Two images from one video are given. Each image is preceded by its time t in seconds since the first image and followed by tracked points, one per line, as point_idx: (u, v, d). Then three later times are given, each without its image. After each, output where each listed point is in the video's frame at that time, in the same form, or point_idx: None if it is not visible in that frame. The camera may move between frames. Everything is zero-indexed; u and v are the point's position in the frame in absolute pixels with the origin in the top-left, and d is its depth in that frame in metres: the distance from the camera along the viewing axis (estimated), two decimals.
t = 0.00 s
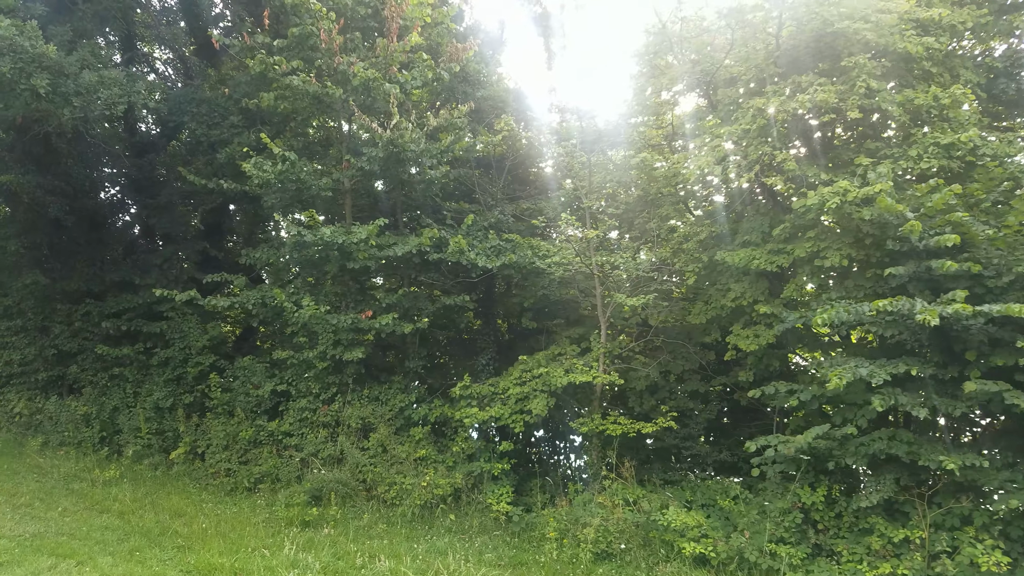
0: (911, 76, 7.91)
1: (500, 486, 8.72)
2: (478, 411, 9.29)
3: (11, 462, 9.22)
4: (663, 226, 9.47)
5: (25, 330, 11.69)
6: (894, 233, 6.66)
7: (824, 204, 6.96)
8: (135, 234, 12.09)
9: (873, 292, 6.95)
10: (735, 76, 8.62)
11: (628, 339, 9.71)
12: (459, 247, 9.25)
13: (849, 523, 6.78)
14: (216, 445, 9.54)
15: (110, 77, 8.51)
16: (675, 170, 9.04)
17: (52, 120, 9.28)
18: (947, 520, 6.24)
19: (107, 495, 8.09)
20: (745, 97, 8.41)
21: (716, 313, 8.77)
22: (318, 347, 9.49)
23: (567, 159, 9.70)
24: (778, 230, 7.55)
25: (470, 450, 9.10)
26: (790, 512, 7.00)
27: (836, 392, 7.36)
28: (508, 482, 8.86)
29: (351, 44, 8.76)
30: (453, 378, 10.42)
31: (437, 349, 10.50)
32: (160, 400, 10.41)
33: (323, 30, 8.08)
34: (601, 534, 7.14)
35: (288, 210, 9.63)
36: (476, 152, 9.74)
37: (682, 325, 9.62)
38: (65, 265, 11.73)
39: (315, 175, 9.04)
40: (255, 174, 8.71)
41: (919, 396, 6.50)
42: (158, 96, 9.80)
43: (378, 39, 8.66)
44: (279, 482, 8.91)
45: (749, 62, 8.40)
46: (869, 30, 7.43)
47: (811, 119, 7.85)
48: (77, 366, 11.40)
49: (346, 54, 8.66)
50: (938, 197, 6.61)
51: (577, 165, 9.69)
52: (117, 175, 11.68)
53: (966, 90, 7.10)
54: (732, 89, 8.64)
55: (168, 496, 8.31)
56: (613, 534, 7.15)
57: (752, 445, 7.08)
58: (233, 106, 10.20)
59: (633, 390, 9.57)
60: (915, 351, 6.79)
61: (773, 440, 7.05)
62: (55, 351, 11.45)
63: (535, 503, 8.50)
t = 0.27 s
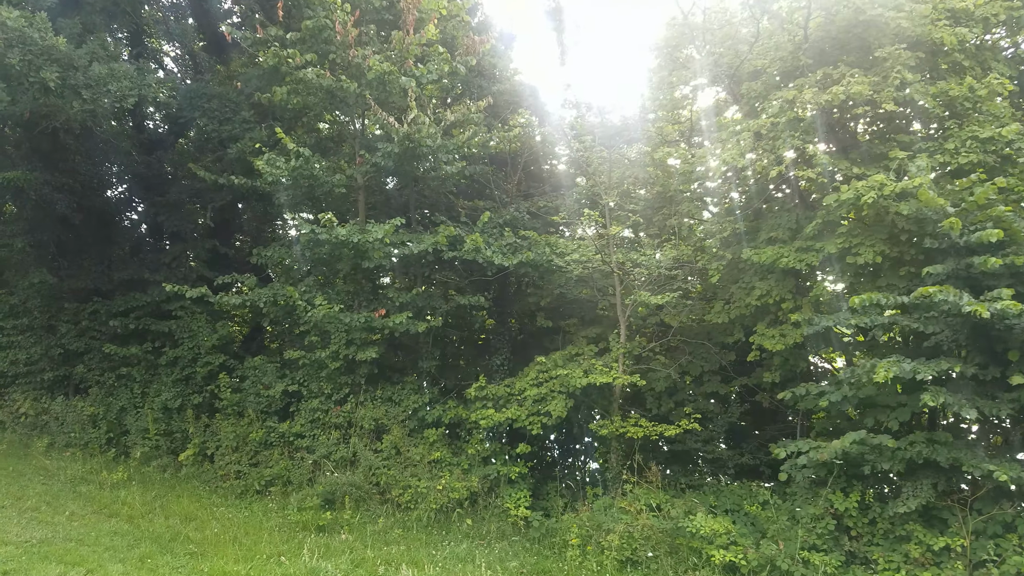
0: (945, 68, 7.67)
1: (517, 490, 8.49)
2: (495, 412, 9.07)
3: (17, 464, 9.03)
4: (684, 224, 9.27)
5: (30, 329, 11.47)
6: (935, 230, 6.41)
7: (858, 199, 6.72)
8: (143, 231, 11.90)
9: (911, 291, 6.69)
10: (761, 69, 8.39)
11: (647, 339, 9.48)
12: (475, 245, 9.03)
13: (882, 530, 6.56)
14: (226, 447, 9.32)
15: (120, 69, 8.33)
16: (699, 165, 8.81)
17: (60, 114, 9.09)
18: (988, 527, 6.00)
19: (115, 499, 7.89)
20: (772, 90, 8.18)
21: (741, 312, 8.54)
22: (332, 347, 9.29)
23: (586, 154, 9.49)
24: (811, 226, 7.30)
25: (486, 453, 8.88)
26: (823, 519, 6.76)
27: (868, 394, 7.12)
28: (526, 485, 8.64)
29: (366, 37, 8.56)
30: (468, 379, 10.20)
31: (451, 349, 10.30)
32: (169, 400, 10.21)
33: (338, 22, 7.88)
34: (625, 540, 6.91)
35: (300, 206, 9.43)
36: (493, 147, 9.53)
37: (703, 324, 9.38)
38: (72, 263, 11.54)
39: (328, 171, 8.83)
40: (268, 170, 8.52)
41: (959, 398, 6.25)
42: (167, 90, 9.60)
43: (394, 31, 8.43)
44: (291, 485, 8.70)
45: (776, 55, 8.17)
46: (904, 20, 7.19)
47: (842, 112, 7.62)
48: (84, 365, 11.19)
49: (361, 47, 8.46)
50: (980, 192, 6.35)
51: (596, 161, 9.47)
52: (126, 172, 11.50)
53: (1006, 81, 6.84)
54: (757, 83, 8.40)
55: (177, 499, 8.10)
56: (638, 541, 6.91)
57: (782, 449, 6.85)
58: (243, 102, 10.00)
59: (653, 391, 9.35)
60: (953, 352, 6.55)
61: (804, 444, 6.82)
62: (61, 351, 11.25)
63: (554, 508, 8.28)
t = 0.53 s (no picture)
0: (985, 59, 7.37)
1: (536, 497, 8.24)
2: (513, 416, 8.81)
3: (22, 468, 8.81)
4: (706, 221, 9.00)
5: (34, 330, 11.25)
6: (980, 225, 6.13)
7: (896, 194, 6.45)
8: (149, 230, 11.67)
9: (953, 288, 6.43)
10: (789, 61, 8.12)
11: (669, 341, 9.22)
12: (492, 244, 8.76)
13: (920, 540, 6.30)
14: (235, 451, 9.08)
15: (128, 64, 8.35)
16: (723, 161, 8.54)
17: (66, 109, 8.88)
18: None
19: (122, 505, 7.65)
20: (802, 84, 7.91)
21: (767, 312, 8.27)
22: (344, 349, 9.04)
23: (605, 150, 9.23)
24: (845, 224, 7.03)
25: (503, 458, 8.62)
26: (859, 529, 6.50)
27: (905, 399, 6.85)
28: (544, 491, 8.39)
29: (381, 29, 8.30)
30: (483, 381, 9.95)
31: (465, 351, 10.04)
32: (177, 402, 9.98)
33: (353, 13, 7.63)
34: (653, 550, 6.65)
35: (312, 204, 9.19)
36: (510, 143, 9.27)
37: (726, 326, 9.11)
38: (77, 262, 11.31)
39: (341, 167, 8.59)
40: (279, 166, 8.28)
41: (1006, 404, 5.97)
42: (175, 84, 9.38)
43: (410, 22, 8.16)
44: (303, 490, 8.45)
45: (805, 46, 7.90)
46: (942, 10, 6.92)
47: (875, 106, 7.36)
48: (89, 367, 10.96)
49: (376, 40, 8.21)
50: None
51: (616, 158, 9.21)
52: (132, 170, 11.27)
53: None
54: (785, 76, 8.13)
55: (186, 506, 7.86)
56: (665, 551, 6.65)
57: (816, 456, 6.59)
58: (253, 97, 9.77)
59: (675, 395, 9.08)
60: (996, 354, 6.28)
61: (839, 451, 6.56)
62: (66, 352, 11.02)
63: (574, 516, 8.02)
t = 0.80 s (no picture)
0: None
1: (561, 507, 7.97)
2: (536, 423, 8.54)
3: (32, 475, 8.58)
4: (735, 221, 8.69)
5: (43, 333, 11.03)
6: None
7: (946, 192, 6.14)
8: (160, 231, 11.45)
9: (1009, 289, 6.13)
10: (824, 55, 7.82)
11: (696, 345, 8.92)
12: (515, 245, 8.49)
13: (971, 556, 6.06)
14: (250, 458, 8.83)
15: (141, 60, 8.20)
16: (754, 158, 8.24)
17: (77, 107, 8.66)
18: None
19: (135, 514, 7.42)
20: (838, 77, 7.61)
21: (801, 315, 7.97)
22: (362, 353, 8.79)
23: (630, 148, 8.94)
24: (889, 222, 6.71)
25: (526, 466, 8.35)
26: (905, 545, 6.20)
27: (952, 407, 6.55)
28: (569, 501, 8.12)
29: (401, 22, 8.03)
30: (503, 386, 9.68)
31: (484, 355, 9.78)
32: (189, 407, 9.74)
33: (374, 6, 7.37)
34: (688, 565, 6.37)
35: (328, 204, 8.93)
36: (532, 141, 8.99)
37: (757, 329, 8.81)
38: (87, 264, 11.09)
39: (359, 166, 8.33)
40: (296, 165, 8.03)
41: None
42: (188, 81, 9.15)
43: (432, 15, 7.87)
44: (320, 499, 8.20)
45: (843, 39, 7.58)
46: None
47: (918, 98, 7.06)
48: (99, 370, 10.74)
49: (396, 34, 7.94)
50: None
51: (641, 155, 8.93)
52: (143, 169, 11.04)
53: None
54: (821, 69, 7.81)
55: (200, 516, 7.62)
56: (702, 566, 6.37)
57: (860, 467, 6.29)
58: (267, 95, 9.53)
59: (703, 401, 8.78)
60: None
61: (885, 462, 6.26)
62: (75, 355, 10.80)
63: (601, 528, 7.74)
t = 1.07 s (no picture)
0: None
1: (581, 513, 7.76)
2: (555, 426, 8.33)
3: (32, 479, 8.32)
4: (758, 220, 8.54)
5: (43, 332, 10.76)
6: None
7: (985, 191, 5.99)
8: (164, 228, 11.19)
9: None
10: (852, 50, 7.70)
11: (718, 347, 8.74)
12: (534, 243, 8.31)
13: (1009, 565, 5.86)
14: (259, 462, 8.59)
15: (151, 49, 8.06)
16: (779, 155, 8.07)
17: (82, 99, 8.43)
18: None
19: (142, 521, 7.16)
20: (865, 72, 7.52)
21: (827, 316, 7.82)
22: (375, 354, 8.55)
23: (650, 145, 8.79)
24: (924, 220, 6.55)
25: (544, 471, 8.14)
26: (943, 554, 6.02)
27: (988, 411, 6.38)
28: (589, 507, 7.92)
29: (420, 13, 7.83)
30: (517, 388, 9.47)
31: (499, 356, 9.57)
32: (195, 409, 9.48)
33: None
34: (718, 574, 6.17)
35: (341, 201, 8.72)
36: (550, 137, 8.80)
37: (780, 331, 8.64)
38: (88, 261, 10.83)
39: (374, 161, 8.12)
40: (310, 159, 7.83)
41: None
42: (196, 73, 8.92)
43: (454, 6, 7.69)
44: (332, 505, 7.95)
45: (872, 34, 7.43)
46: None
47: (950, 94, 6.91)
48: (101, 371, 10.47)
49: (415, 25, 7.75)
50: None
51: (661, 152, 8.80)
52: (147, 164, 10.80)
53: None
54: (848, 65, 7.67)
55: (209, 522, 7.37)
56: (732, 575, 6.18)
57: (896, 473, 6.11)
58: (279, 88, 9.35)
59: (724, 404, 8.60)
60: None
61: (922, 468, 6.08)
62: (76, 355, 10.53)
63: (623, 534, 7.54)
